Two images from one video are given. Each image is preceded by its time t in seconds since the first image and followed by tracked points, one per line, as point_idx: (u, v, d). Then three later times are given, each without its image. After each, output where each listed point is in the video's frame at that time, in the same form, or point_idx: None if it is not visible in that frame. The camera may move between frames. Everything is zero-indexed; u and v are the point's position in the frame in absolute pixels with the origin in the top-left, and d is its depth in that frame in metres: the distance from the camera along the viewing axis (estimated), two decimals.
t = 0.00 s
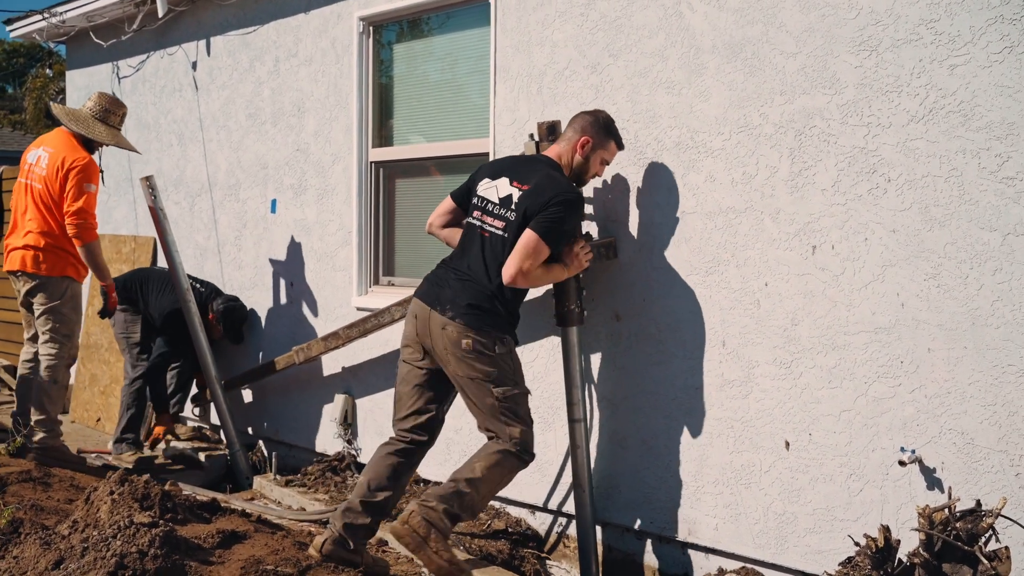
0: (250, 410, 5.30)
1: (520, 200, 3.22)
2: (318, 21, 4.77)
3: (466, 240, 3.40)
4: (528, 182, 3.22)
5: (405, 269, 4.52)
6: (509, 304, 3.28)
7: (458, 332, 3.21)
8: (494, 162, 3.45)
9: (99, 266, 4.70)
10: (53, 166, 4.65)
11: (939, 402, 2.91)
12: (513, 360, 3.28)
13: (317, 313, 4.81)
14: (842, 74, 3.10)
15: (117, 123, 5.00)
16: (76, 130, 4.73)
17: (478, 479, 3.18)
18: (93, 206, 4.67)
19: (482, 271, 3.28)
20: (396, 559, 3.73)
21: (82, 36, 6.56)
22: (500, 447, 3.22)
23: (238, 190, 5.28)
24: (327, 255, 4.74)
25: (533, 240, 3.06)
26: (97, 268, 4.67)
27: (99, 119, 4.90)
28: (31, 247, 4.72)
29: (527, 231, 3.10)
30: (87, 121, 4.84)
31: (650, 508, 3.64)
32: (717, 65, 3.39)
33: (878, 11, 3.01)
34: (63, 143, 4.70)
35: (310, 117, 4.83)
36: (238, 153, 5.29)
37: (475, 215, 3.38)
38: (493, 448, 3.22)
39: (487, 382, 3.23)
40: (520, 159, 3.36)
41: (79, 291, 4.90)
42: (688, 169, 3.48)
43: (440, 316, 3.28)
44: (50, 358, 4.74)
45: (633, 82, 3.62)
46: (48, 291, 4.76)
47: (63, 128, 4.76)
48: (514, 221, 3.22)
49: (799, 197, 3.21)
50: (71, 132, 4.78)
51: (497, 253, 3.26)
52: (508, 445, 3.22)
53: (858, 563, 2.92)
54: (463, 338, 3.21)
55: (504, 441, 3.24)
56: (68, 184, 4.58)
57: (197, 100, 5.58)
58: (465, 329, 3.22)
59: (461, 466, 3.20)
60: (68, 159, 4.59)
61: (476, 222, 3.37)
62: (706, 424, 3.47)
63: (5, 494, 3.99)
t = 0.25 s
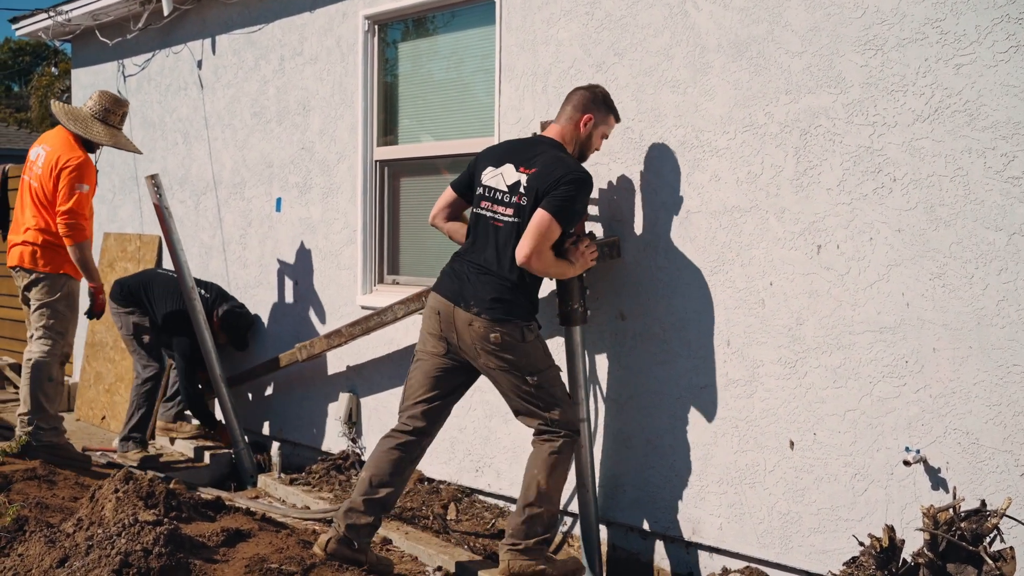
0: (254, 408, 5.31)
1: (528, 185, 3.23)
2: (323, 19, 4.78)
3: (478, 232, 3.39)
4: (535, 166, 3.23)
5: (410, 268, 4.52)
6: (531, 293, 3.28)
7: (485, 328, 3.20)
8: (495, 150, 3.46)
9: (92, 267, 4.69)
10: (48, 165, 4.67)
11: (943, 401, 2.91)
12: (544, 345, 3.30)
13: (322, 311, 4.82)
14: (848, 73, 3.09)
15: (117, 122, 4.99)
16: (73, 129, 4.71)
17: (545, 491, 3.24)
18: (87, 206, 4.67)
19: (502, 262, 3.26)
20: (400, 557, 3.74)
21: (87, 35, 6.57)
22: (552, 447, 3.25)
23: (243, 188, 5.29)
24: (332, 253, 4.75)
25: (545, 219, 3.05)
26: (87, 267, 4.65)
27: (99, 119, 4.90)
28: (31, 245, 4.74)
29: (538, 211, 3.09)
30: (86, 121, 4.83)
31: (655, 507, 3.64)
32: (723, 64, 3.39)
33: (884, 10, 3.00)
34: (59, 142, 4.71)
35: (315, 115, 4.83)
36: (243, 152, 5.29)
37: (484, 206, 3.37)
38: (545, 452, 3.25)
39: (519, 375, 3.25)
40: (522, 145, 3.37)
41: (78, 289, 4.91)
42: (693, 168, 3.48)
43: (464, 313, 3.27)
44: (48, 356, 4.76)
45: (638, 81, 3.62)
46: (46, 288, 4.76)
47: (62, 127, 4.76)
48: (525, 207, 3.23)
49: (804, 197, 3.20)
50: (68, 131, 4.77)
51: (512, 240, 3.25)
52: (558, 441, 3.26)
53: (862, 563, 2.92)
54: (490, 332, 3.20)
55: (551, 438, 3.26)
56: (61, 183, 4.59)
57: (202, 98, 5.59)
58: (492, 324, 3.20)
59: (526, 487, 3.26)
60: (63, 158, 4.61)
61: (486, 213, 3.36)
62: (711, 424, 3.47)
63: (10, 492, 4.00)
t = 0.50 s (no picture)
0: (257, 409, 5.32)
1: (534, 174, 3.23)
2: (326, 19, 4.78)
3: (490, 230, 3.37)
4: (536, 155, 3.24)
5: (412, 268, 4.52)
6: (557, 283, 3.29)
7: (521, 322, 3.19)
8: (486, 146, 3.45)
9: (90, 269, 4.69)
10: (47, 166, 4.67)
11: (946, 402, 2.91)
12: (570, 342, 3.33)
13: (325, 310, 4.82)
14: (851, 73, 3.09)
15: (117, 124, 5.01)
16: (71, 130, 4.73)
17: (553, 495, 3.20)
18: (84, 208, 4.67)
19: (526, 256, 3.25)
20: (402, 557, 3.74)
21: (91, 34, 6.58)
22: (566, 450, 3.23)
23: (246, 188, 5.30)
24: (335, 253, 4.75)
25: (567, 200, 3.06)
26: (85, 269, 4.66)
27: (98, 120, 4.92)
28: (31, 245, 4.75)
29: (554, 195, 3.10)
30: (85, 123, 4.85)
31: (657, 507, 3.64)
32: (725, 64, 3.39)
33: (887, 10, 3.00)
34: (57, 143, 4.72)
35: (318, 115, 4.84)
36: (246, 152, 5.30)
37: (490, 204, 3.35)
38: (556, 454, 3.23)
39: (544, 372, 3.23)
40: (514, 136, 3.36)
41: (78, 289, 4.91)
42: (696, 168, 3.48)
43: (496, 309, 3.24)
44: (48, 356, 4.77)
45: (641, 81, 3.62)
46: (46, 287, 4.76)
47: (61, 128, 4.78)
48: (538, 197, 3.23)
49: (806, 197, 3.20)
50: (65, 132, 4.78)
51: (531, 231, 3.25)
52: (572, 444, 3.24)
53: (864, 564, 2.92)
54: (525, 327, 3.20)
55: (565, 442, 3.24)
56: (59, 185, 4.60)
57: (205, 98, 5.60)
58: (528, 319, 3.20)
59: (535, 488, 3.22)
60: (60, 160, 4.61)
61: (494, 210, 3.35)
62: (713, 424, 3.47)
63: (13, 491, 4.00)
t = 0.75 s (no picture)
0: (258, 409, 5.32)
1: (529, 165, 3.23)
2: (329, 19, 4.78)
3: (486, 227, 3.36)
4: (524, 147, 3.25)
5: (414, 268, 4.52)
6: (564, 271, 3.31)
7: (535, 314, 3.20)
8: (471, 142, 3.43)
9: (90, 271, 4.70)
10: (46, 167, 4.68)
11: (949, 402, 2.90)
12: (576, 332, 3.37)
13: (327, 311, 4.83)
14: (853, 73, 3.09)
15: (117, 125, 5.01)
16: (70, 131, 4.73)
17: (552, 494, 3.21)
18: (84, 210, 4.68)
19: (531, 248, 3.25)
20: (404, 557, 3.75)
21: (94, 35, 6.59)
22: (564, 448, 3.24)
23: (248, 188, 5.30)
24: (337, 253, 4.76)
25: (568, 188, 3.09)
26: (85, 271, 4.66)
27: (97, 121, 4.92)
28: (31, 246, 4.75)
29: (552, 186, 3.11)
30: (84, 123, 4.84)
31: (659, 507, 3.64)
32: (727, 64, 3.39)
33: (889, 10, 3.00)
34: (57, 144, 4.72)
35: (321, 115, 4.84)
36: (248, 152, 5.30)
37: (484, 201, 3.35)
38: (554, 453, 3.24)
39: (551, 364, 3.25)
40: (499, 130, 3.36)
41: (80, 290, 4.91)
42: (698, 168, 3.48)
43: (508, 302, 3.23)
44: (49, 357, 4.77)
45: (643, 81, 3.62)
46: (47, 288, 4.77)
47: (60, 129, 4.78)
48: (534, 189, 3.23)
49: (808, 196, 3.20)
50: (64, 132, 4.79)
51: (532, 222, 3.25)
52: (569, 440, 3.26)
53: (867, 564, 2.91)
54: (538, 318, 3.21)
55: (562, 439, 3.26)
56: (58, 187, 4.61)
57: (208, 98, 5.60)
58: (541, 310, 3.21)
59: (534, 488, 3.23)
60: (58, 162, 4.61)
61: (489, 207, 3.34)
62: (715, 424, 3.47)
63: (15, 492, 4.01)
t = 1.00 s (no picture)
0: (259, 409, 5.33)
1: (528, 168, 3.23)
2: (331, 20, 4.78)
3: (486, 231, 3.34)
4: (524, 150, 3.24)
5: (416, 268, 4.52)
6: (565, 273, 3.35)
7: (540, 319, 3.23)
8: (461, 146, 3.38)
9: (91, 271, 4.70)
10: (46, 167, 4.69)
11: (951, 403, 2.90)
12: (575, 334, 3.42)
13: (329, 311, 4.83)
14: (856, 74, 3.08)
15: (117, 124, 5.02)
16: (72, 131, 4.74)
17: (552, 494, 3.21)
18: (84, 209, 4.68)
19: (533, 252, 3.26)
20: (405, 557, 3.75)
21: (96, 35, 6.60)
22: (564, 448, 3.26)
23: (250, 188, 5.30)
24: (339, 254, 4.76)
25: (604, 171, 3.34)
26: (85, 271, 4.66)
27: (98, 120, 4.93)
28: (31, 246, 4.76)
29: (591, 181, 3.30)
30: (85, 123, 4.86)
31: (661, 508, 3.64)
32: (729, 65, 3.39)
33: (892, 10, 3.00)
34: (57, 143, 4.73)
35: (323, 116, 4.84)
36: (250, 152, 5.31)
37: (482, 205, 3.33)
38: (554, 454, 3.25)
39: (555, 368, 3.29)
40: (491, 133, 3.32)
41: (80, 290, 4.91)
42: (700, 169, 3.48)
43: (511, 306, 3.24)
44: (50, 357, 4.78)
45: (645, 82, 3.62)
46: (48, 288, 4.77)
47: (61, 129, 4.79)
48: (537, 193, 3.24)
49: (810, 197, 3.20)
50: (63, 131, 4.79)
51: (533, 226, 3.26)
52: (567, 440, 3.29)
53: (869, 566, 2.91)
54: (542, 323, 3.24)
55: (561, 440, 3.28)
56: (58, 187, 4.61)
57: (210, 98, 5.60)
58: (545, 315, 3.24)
59: (534, 488, 3.23)
60: (59, 162, 4.62)
61: (488, 210, 3.32)
62: (717, 425, 3.47)
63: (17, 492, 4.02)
